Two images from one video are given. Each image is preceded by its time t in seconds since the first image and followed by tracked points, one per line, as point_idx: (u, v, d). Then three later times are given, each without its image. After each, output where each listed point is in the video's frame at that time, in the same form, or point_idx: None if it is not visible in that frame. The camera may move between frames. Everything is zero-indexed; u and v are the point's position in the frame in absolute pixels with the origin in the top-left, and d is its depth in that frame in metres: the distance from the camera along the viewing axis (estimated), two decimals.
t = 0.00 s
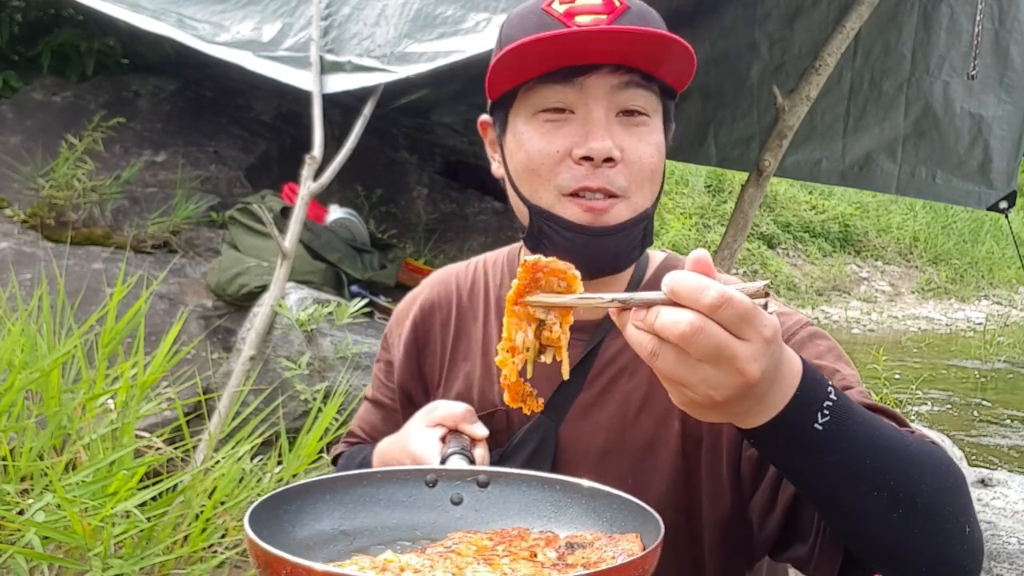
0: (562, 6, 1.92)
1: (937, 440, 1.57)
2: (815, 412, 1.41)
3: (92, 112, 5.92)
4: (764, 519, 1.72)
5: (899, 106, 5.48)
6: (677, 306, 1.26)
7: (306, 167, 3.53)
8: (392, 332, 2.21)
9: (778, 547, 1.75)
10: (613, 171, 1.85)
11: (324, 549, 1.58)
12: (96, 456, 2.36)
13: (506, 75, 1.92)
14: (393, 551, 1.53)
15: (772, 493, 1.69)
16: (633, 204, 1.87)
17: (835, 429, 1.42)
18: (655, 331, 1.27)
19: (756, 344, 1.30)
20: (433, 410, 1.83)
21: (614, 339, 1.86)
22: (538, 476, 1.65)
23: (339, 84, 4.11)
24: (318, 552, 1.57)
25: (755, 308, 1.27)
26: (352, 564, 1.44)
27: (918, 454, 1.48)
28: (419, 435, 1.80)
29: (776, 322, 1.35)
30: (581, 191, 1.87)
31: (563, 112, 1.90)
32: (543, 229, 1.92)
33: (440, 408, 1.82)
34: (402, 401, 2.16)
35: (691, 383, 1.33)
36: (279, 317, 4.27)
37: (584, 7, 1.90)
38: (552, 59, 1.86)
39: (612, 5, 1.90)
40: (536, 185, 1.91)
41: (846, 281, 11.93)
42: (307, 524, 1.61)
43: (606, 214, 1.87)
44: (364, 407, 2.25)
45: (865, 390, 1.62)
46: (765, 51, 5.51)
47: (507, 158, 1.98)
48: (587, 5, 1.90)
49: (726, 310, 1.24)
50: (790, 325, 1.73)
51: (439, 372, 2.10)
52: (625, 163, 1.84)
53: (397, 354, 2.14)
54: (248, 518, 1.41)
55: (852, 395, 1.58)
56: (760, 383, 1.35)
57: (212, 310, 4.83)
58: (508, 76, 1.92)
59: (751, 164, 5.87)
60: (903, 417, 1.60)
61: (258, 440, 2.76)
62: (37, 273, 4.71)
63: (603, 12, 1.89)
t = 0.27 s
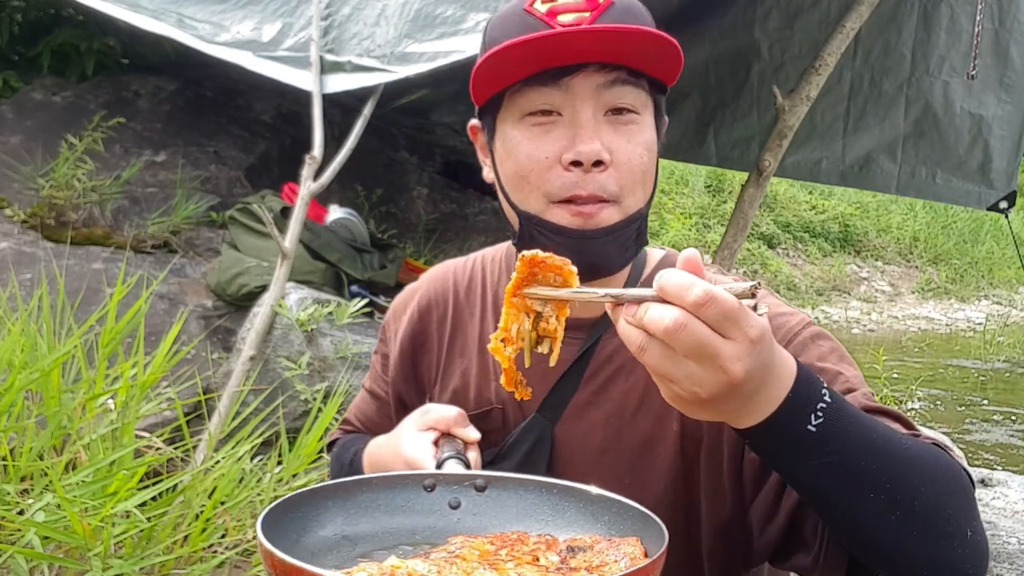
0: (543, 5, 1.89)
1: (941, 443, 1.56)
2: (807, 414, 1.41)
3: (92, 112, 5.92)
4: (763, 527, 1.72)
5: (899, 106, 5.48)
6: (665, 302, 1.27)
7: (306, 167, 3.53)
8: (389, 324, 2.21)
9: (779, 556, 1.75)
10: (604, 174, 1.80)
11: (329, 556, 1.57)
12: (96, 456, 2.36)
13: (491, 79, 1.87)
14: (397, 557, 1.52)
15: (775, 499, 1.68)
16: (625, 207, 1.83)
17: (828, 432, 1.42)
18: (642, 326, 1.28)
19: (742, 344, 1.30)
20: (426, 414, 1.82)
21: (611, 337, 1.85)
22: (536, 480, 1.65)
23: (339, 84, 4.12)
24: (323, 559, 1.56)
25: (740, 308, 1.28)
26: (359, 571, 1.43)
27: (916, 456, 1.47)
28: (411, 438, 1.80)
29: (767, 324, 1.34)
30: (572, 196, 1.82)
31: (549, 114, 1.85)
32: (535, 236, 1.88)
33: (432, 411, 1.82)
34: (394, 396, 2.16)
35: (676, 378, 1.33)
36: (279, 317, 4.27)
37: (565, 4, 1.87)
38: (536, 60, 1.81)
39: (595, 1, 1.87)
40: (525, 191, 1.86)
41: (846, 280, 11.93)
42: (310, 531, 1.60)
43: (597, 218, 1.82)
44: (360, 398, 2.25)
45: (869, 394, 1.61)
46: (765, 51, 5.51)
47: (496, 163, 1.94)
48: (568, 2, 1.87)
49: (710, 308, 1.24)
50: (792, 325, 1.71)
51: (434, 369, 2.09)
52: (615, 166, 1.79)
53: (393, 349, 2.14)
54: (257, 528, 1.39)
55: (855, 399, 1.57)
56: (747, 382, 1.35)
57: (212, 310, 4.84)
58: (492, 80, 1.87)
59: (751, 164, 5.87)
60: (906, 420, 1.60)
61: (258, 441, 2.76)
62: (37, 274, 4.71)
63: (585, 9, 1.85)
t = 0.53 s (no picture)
0: (506, 18, 1.82)
1: (948, 443, 1.56)
2: (817, 412, 1.41)
3: (92, 112, 5.92)
4: (766, 527, 1.72)
5: (899, 106, 5.48)
6: (679, 295, 1.27)
7: (306, 167, 3.53)
8: (389, 323, 2.21)
9: (781, 556, 1.75)
10: (585, 188, 1.78)
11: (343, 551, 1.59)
12: (96, 456, 2.36)
13: (462, 101, 1.83)
14: (410, 554, 1.54)
15: (779, 501, 1.68)
16: (612, 215, 1.82)
17: (836, 429, 1.42)
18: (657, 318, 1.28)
19: (755, 339, 1.30)
20: (431, 416, 1.80)
21: (609, 337, 1.84)
22: (544, 481, 1.64)
23: (339, 84, 4.11)
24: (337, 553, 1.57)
25: (755, 303, 1.28)
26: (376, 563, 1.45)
27: (924, 454, 1.47)
28: (417, 442, 1.78)
29: (778, 319, 1.34)
30: (554, 213, 1.81)
31: (524, 132, 1.81)
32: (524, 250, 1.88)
33: (438, 415, 1.79)
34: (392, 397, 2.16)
35: (687, 372, 1.33)
36: (279, 317, 4.27)
37: (528, 14, 1.80)
38: (504, 84, 1.77)
39: (559, 6, 1.79)
40: (509, 209, 1.86)
41: (846, 281, 11.94)
42: (322, 527, 1.61)
43: (583, 230, 1.81)
44: (360, 395, 2.25)
45: (873, 391, 1.61)
46: (765, 51, 5.51)
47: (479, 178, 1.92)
48: (531, 10, 1.80)
49: (725, 301, 1.24)
50: (792, 323, 1.70)
51: (433, 368, 2.09)
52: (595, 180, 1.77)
53: (393, 347, 2.14)
54: (277, 520, 1.41)
55: (861, 397, 1.57)
56: (759, 377, 1.35)
57: (212, 311, 4.84)
58: (464, 102, 1.83)
59: (751, 164, 5.87)
60: (910, 418, 1.60)
61: (258, 440, 2.76)
62: (37, 274, 4.71)
63: (549, 17, 1.78)
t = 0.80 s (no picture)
0: (494, 19, 1.82)
1: (951, 439, 1.56)
2: (819, 407, 1.42)
3: (92, 112, 5.92)
4: (768, 528, 1.71)
5: (899, 106, 5.48)
6: (678, 292, 1.27)
7: (306, 167, 3.53)
8: (388, 323, 2.21)
9: (783, 557, 1.74)
10: (579, 187, 1.78)
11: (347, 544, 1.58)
12: (96, 456, 2.36)
13: (453, 103, 1.84)
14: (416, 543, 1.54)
15: (780, 502, 1.67)
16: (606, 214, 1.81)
17: (838, 425, 1.42)
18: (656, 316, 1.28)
19: (755, 335, 1.30)
20: (431, 416, 1.81)
21: (609, 338, 1.84)
22: (547, 473, 1.66)
23: (339, 84, 4.12)
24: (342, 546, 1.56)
25: (754, 299, 1.28)
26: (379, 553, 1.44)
27: (926, 450, 1.47)
28: (417, 441, 1.78)
29: (779, 315, 1.34)
30: (548, 213, 1.80)
31: (516, 133, 1.81)
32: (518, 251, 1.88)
33: (438, 413, 1.80)
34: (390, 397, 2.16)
35: (688, 369, 1.33)
36: (279, 317, 4.27)
37: (516, 14, 1.80)
38: (492, 85, 1.77)
39: (547, 6, 1.79)
40: (503, 210, 1.85)
41: (846, 281, 11.94)
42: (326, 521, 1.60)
43: (576, 230, 1.80)
44: (359, 396, 2.25)
45: (874, 391, 1.61)
46: (765, 50, 5.51)
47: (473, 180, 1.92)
48: (520, 11, 1.80)
49: (723, 297, 1.24)
50: (791, 323, 1.71)
51: (432, 368, 2.09)
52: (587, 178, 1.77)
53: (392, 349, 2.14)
54: (281, 511, 1.40)
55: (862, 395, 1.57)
56: (760, 373, 1.34)
57: (212, 310, 4.84)
58: (455, 103, 1.84)
59: (751, 164, 5.87)
60: (912, 417, 1.60)
61: (258, 441, 2.76)
62: (37, 274, 4.71)
63: (537, 17, 1.78)
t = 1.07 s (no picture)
0: (485, 25, 1.81)
1: (954, 441, 1.56)
2: (825, 408, 1.42)
3: (92, 112, 5.92)
4: (767, 532, 1.71)
5: (899, 106, 5.48)
6: (679, 293, 1.27)
7: (306, 167, 3.53)
8: (388, 325, 2.21)
9: (783, 560, 1.74)
10: (572, 194, 1.78)
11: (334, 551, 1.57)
12: (96, 456, 2.36)
13: (447, 113, 1.85)
14: (403, 553, 1.53)
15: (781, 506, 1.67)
16: (600, 222, 1.81)
17: (843, 426, 1.42)
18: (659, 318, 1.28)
19: (758, 329, 1.30)
20: (427, 420, 1.80)
21: (609, 340, 1.84)
22: (539, 480, 1.65)
23: (339, 84, 4.12)
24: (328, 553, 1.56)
25: (754, 294, 1.28)
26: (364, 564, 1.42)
27: (929, 452, 1.47)
28: (413, 445, 1.78)
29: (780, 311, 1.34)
30: (542, 221, 1.81)
31: (509, 140, 1.81)
32: (514, 259, 1.88)
33: (434, 418, 1.79)
34: (389, 399, 2.16)
35: (695, 370, 1.32)
36: (279, 317, 4.27)
37: (508, 20, 1.79)
38: (483, 95, 1.77)
39: (538, 10, 1.78)
40: (498, 218, 1.86)
41: (846, 281, 11.94)
42: (314, 528, 1.60)
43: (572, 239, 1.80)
44: (358, 398, 2.25)
45: (876, 394, 1.61)
46: (765, 50, 5.51)
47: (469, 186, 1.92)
48: (511, 17, 1.79)
49: (724, 294, 1.24)
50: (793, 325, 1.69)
51: (431, 371, 2.09)
52: (580, 186, 1.77)
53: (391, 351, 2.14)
54: (264, 520, 1.40)
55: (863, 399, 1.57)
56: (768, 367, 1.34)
57: (212, 311, 4.84)
58: (449, 113, 1.84)
59: (751, 164, 5.86)
60: (913, 419, 1.59)
61: (258, 440, 2.76)
62: (37, 274, 4.71)
63: (528, 23, 1.77)
